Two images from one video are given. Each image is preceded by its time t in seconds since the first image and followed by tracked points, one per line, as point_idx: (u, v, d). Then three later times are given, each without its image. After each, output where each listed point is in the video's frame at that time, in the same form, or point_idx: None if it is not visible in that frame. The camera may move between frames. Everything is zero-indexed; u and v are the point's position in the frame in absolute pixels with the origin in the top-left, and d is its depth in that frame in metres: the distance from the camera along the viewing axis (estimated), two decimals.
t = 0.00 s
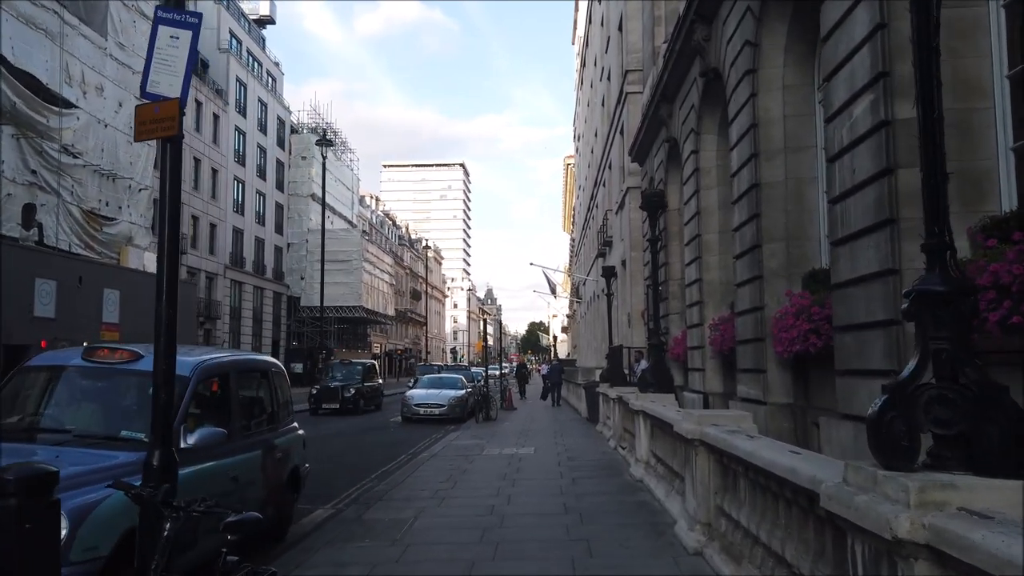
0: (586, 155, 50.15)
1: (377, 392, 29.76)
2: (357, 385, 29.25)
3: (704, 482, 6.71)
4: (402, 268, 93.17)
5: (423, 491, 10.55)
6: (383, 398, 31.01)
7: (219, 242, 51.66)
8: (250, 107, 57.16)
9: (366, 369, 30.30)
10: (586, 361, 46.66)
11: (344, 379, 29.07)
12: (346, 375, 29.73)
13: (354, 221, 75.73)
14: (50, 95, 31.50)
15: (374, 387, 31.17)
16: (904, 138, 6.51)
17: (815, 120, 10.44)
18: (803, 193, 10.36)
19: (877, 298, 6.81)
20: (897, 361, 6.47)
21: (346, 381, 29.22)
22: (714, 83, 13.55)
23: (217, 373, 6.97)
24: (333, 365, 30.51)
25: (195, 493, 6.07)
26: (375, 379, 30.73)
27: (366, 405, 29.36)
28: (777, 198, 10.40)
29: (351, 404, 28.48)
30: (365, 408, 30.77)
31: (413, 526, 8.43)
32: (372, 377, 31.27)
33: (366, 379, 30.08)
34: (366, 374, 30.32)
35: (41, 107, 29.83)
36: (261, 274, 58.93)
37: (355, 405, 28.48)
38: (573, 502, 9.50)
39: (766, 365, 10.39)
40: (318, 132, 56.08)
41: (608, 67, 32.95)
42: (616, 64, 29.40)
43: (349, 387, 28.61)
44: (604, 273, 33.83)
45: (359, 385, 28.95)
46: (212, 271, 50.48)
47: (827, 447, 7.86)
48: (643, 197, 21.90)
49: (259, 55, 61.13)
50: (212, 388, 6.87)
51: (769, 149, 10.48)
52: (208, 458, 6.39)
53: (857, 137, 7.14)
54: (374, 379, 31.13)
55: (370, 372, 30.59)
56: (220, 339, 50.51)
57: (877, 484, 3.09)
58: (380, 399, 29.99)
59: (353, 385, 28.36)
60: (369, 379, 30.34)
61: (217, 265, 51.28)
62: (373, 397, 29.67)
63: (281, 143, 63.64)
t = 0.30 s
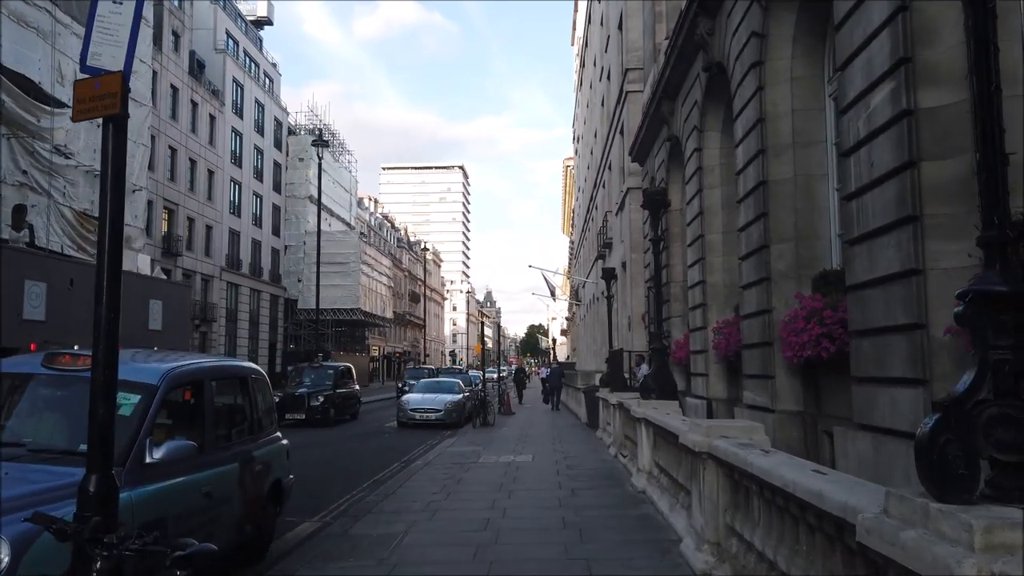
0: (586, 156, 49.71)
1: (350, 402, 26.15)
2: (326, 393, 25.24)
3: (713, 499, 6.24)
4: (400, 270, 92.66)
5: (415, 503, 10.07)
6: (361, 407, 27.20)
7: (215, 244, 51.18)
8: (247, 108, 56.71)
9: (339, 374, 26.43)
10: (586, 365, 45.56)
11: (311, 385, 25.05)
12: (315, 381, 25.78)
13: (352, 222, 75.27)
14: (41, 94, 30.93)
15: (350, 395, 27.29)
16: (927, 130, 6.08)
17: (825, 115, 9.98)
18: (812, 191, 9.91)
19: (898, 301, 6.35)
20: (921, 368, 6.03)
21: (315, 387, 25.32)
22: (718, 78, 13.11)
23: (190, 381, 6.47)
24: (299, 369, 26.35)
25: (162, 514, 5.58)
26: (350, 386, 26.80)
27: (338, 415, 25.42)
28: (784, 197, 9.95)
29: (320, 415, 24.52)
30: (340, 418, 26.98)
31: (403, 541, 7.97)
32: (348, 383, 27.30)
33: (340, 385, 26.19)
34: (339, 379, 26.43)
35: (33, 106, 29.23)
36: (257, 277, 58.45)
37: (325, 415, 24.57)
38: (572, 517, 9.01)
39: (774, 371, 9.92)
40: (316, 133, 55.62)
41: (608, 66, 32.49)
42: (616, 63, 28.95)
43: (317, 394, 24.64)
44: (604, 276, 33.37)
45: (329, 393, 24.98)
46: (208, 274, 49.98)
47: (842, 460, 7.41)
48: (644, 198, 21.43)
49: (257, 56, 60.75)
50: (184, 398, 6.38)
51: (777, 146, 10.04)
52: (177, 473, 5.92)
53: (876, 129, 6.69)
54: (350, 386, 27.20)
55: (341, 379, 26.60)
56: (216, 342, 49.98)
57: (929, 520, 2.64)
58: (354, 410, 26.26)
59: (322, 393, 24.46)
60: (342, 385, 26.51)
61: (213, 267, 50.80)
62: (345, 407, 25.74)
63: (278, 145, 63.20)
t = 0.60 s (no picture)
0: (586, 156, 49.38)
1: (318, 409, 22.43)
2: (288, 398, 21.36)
3: (725, 507, 5.80)
4: (399, 270, 92.27)
5: (408, 509, 9.64)
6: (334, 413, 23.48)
7: (213, 243, 50.71)
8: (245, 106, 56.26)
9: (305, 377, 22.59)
10: (586, 366, 45.32)
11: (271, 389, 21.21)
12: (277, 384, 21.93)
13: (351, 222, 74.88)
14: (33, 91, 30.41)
15: (321, 400, 23.54)
16: (958, 111, 5.63)
17: (837, 103, 9.53)
18: (825, 182, 9.46)
19: (924, 296, 5.92)
20: (951, 368, 5.59)
21: (276, 392, 21.51)
22: (724, 68, 12.67)
23: (163, 381, 5.99)
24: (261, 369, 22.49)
25: (129, 525, 5.10)
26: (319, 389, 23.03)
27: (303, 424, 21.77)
28: (795, 188, 9.50)
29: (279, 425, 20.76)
30: (308, 428, 23.22)
31: (396, 550, 7.55)
32: (318, 386, 23.48)
33: (305, 389, 22.36)
34: (305, 382, 22.59)
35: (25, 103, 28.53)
36: (255, 277, 58.01)
37: (286, 425, 20.74)
38: (574, 525, 8.53)
39: (785, 371, 9.47)
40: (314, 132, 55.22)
41: (608, 63, 32.07)
42: (617, 59, 28.54)
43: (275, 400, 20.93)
44: (604, 275, 32.97)
45: (292, 397, 21.29)
46: (205, 273, 49.51)
47: (860, 466, 6.97)
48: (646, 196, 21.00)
49: (255, 54, 60.31)
50: (156, 398, 5.90)
51: (788, 135, 9.58)
52: (145, 480, 5.45)
53: (901, 110, 6.23)
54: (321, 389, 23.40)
55: (308, 381, 22.75)
56: (214, 343, 49.54)
57: (1005, 546, 2.22)
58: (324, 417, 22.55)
59: (281, 399, 20.70)
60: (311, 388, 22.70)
61: (210, 266, 50.34)
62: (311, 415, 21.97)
63: (276, 144, 62.76)
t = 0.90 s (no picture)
0: (586, 156, 49.01)
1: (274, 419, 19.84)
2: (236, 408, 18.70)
3: (738, 524, 5.35)
4: (399, 272, 91.89)
5: (401, 520, 9.17)
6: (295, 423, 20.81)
7: (209, 245, 50.30)
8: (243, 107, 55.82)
9: (256, 382, 19.87)
10: (586, 369, 45.02)
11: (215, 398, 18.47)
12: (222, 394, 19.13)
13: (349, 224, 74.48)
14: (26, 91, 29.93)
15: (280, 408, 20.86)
16: (994, 92, 5.17)
17: (851, 94, 9.07)
18: (838, 176, 9.00)
19: (954, 294, 5.47)
20: (987, 373, 5.13)
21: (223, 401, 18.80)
22: (730, 60, 12.22)
23: (129, 387, 5.52)
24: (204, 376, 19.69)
25: (85, 546, 4.63)
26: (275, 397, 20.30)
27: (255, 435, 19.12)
28: (807, 184, 9.07)
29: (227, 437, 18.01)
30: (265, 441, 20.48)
31: (384, 567, 7.13)
32: (274, 392, 20.79)
33: (257, 397, 19.71)
34: (256, 389, 19.90)
35: (16, 102, 28.05)
36: (253, 279, 57.62)
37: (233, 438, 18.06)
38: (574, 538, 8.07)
39: (796, 376, 9.02)
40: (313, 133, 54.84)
41: (609, 62, 31.62)
42: (618, 57, 28.09)
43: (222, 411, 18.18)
44: (605, 276, 32.59)
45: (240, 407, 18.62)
46: (202, 275, 49.08)
47: (881, 477, 6.52)
48: (649, 196, 20.58)
49: (253, 55, 59.91)
50: (121, 406, 5.43)
51: (800, 127, 9.14)
52: (103, 497, 4.96)
53: (930, 93, 5.75)
54: (278, 395, 20.71)
55: (261, 388, 20.06)
56: (211, 345, 49.08)
57: None
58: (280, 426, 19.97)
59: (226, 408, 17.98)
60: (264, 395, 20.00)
61: (207, 268, 49.90)
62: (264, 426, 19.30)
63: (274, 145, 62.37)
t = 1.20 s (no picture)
0: (586, 157, 48.65)
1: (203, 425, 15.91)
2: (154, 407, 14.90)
3: (755, 537, 4.89)
4: (398, 274, 91.46)
5: (393, 528, 8.71)
6: (244, 432, 17.24)
7: (206, 246, 49.85)
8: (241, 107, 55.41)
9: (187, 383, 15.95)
10: (586, 370, 44.61)
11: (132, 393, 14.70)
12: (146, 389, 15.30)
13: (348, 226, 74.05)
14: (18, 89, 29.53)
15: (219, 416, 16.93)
16: None
17: (867, 79, 8.61)
18: (853, 166, 8.55)
19: (990, 287, 5.03)
20: None
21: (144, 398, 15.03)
22: (736, 49, 11.77)
23: (90, 388, 5.06)
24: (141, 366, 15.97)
25: (33, 565, 4.17)
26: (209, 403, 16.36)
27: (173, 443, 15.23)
28: (820, 173, 8.62)
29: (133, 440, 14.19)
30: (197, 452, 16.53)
31: None
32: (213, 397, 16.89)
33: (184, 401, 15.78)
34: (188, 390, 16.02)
35: (9, 100, 27.63)
36: (251, 280, 57.16)
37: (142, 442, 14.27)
38: (574, 549, 7.61)
39: (809, 376, 8.56)
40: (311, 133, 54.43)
41: (610, 59, 31.19)
42: (619, 53, 27.62)
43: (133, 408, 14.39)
44: (606, 277, 32.12)
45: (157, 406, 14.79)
46: (199, 277, 48.61)
47: (906, 485, 6.07)
48: (652, 193, 20.13)
49: (251, 55, 59.53)
50: (80, 408, 4.96)
51: (812, 115, 8.70)
52: (57, 508, 4.52)
53: (962, 70, 5.31)
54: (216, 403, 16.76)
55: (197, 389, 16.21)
56: (208, 347, 48.60)
57: None
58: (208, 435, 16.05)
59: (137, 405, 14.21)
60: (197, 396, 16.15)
61: (204, 269, 49.43)
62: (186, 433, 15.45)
63: (273, 146, 61.96)
